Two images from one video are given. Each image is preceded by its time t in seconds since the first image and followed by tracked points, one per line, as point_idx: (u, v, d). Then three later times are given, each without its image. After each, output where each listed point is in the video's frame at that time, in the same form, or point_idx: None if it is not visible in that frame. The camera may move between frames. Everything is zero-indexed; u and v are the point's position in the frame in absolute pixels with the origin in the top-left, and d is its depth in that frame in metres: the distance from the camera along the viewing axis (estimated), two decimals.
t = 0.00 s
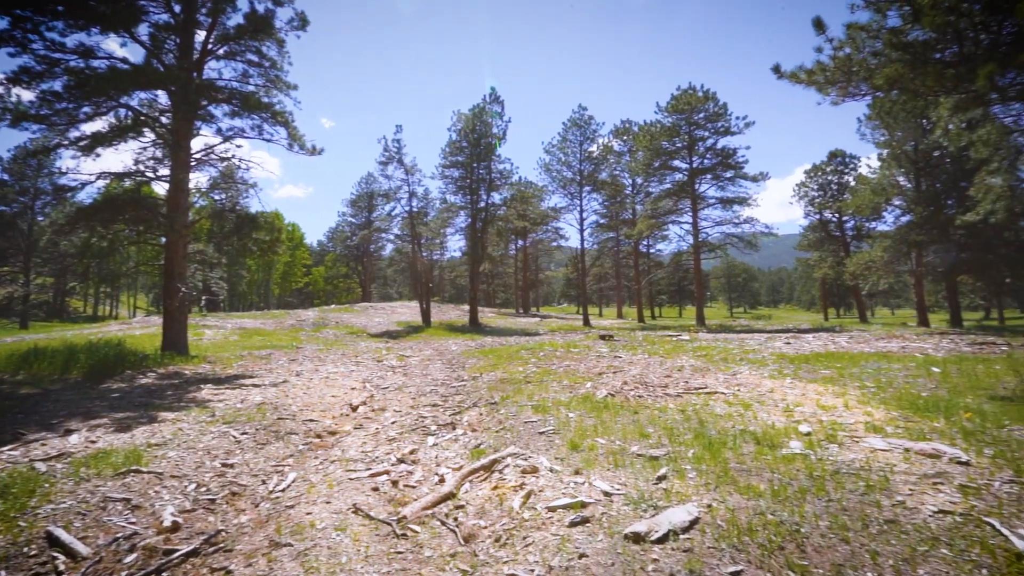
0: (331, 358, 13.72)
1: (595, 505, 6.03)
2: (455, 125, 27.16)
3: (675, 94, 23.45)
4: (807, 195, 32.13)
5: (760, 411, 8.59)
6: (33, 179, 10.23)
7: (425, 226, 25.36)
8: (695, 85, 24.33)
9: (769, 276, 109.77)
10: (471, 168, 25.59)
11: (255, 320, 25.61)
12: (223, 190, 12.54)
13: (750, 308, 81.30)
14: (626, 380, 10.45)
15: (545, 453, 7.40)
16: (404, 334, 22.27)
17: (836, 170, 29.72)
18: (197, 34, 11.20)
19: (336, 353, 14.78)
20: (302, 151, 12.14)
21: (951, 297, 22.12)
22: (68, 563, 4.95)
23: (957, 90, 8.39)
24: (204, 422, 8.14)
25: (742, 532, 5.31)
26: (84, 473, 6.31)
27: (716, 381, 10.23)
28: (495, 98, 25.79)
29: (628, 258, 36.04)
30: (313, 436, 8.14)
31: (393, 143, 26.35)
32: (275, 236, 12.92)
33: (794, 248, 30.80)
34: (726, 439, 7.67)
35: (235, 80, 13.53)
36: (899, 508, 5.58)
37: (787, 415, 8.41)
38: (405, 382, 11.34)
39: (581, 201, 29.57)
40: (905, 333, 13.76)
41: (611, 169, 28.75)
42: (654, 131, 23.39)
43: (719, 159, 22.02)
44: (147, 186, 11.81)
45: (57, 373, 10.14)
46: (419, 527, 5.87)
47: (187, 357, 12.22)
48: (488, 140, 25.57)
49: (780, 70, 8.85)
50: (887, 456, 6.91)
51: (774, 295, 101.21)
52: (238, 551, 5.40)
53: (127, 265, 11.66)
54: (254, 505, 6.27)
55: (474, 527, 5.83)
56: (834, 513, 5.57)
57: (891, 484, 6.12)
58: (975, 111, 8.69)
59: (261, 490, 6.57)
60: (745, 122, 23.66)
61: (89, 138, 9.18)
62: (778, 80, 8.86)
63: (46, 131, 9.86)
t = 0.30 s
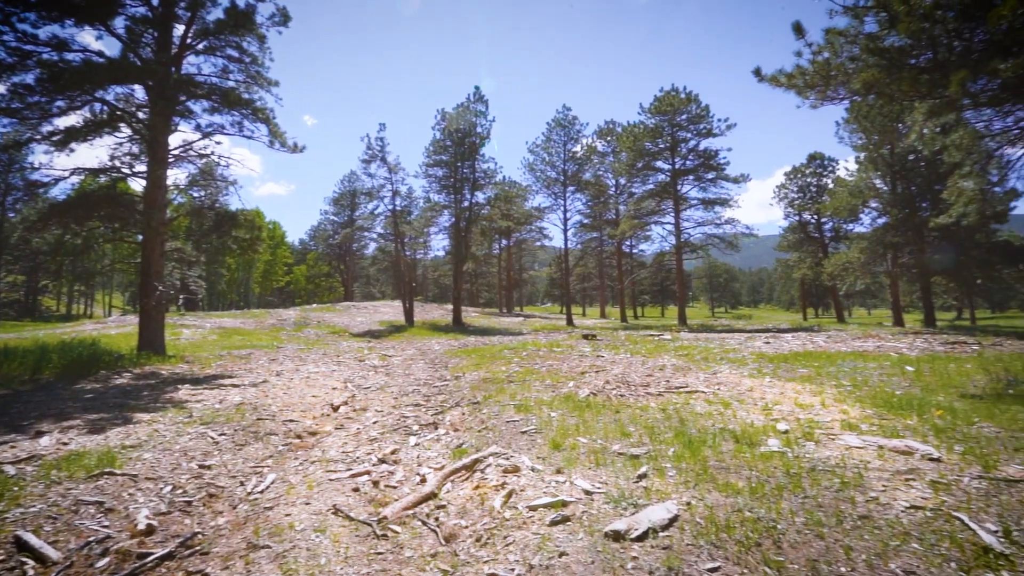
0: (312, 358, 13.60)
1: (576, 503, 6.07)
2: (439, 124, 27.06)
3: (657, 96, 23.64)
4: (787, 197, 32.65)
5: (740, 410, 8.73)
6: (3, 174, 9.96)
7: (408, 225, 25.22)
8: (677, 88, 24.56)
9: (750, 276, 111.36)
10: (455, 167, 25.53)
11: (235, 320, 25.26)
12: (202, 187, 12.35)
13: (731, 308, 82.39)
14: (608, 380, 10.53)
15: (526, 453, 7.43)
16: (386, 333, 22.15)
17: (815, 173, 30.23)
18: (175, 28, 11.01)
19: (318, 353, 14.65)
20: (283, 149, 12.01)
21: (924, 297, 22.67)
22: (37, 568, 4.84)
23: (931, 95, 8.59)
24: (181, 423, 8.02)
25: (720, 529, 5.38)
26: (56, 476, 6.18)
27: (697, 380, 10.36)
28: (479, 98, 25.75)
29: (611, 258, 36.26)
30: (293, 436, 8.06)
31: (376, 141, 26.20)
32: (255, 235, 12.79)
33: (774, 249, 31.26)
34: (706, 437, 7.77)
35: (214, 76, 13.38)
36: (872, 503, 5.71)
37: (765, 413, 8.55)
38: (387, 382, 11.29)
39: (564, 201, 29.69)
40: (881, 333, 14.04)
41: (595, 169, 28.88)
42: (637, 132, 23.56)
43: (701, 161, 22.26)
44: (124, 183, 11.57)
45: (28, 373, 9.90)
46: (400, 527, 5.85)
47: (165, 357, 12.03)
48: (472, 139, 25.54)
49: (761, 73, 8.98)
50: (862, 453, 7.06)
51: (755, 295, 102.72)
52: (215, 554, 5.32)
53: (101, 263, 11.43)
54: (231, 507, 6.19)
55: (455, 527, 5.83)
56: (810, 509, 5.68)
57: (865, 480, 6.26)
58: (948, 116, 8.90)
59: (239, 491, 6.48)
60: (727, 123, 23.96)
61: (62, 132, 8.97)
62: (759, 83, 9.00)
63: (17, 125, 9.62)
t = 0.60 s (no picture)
0: (293, 358, 13.47)
1: (557, 502, 6.10)
2: (422, 123, 26.96)
3: (641, 97, 23.79)
4: (768, 199, 33.10)
5: (720, 408, 8.84)
6: None
7: (392, 224, 25.07)
8: (661, 89, 24.75)
9: (732, 276, 112.79)
10: (438, 166, 25.44)
11: (214, 319, 24.90)
12: (181, 184, 12.16)
13: (713, 307, 83.33)
14: (591, 379, 10.60)
15: (509, 452, 7.45)
16: (368, 333, 22.01)
17: (795, 175, 30.68)
18: (153, 22, 10.80)
19: (299, 353, 14.51)
20: (265, 146, 11.85)
21: (900, 297, 23.18)
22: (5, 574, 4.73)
23: (906, 100, 8.77)
24: (157, 424, 7.89)
25: (699, 527, 5.46)
26: (26, 479, 6.04)
27: (679, 379, 10.48)
28: (464, 96, 25.70)
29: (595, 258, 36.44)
30: (273, 437, 7.98)
31: (359, 140, 26.01)
32: (235, 233, 12.66)
33: (755, 250, 31.69)
34: (686, 436, 7.86)
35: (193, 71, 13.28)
36: (847, 499, 5.84)
37: (745, 412, 8.67)
38: (370, 381, 11.23)
39: (549, 201, 29.78)
40: (858, 333, 14.32)
41: (579, 169, 28.92)
42: (620, 133, 23.68)
43: (684, 162, 22.47)
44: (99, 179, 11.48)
45: None
46: (381, 528, 5.83)
47: (141, 357, 11.83)
48: (456, 138, 25.48)
49: (742, 76, 9.10)
50: (838, 450, 7.20)
51: (736, 295, 104.07)
52: (191, 557, 5.25)
53: (75, 262, 11.19)
54: (209, 509, 6.11)
55: (437, 527, 5.83)
56: (787, 506, 5.78)
57: (841, 477, 6.39)
58: (923, 120, 9.10)
59: (217, 493, 6.40)
60: (709, 125, 24.24)
61: (34, 127, 8.77)
62: (739, 85, 9.12)
63: None
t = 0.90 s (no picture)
0: (275, 358, 13.33)
1: (539, 501, 6.13)
2: (407, 122, 26.83)
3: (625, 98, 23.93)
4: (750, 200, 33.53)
5: (702, 407, 8.95)
6: None
7: (375, 223, 24.91)
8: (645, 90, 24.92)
9: (716, 276, 114.10)
10: (423, 165, 25.33)
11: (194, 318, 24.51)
12: (160, 181, 11.95)
13: (696, 307, 84.20)
14: (575, 378, 10.66)
15: (492, 452, 7.45)
16: (352, 332, 21.87)
17: (777, 176, 31.11)
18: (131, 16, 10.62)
19: (281, 352, 14.35)
20: (246, 143, 11.71)
21: (878, 297, 23.65)
22: None
23: (884, 103, 8.93)
24: (133, 426, 7.76)
25: (679, 524, 5.52)
26: None
27: (661, 378, 10.58)
28: (449, 95, 25.62)
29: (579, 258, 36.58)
30: (253, 438, 7.90)
31: (343, 138, 25.81)
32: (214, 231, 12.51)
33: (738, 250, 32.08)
34: (668, 434, 7.94)
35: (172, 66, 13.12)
36: (824, 496, 5.95)
37: (727, 410, 8.79)
38: (353, 381, 11.16)
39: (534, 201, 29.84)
40: (837, 332, 14.58)
41: (564, 169, 29.00)
42: (605, 133, 23.78)
43: (668, 162, 22.65)
44: (73, 174, 11.27)
45: None
46: (363, 529, 5.79)
47: (118, 357, 11.64)
48: (441, 137, 25.40)
49: (724, 78, 9.20)
50: (816, 448, 7.33)
51: (719, 295, 105.29)
52: (168, 560, 5.17)
53: (49, 259, 10.94)
54: (187, 511, 6.02)
55: (419, 527, 5.81)
56: (765, 503, 5.87)
57: (819, 474, 6.51)
58: (899, 124, 9.28)
59: (195, 495, 6.32)
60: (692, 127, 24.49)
61: (5, 121, 8.58)
62: (721, 87, 9.22)
63: None
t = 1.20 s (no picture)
0: (257, 358, 13.20)
1: (522, 501, 6.14)
2: (392, 120, 26.65)
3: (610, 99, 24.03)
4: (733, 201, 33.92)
5: (684, 406, 9.05)
6: None
7: (359, 222, 24.73)
8: (630, 91, 25.06)
9: (700, 276, 115.26)
10: (408, 164, 25.20)
11: (174, 318, 24.10)
12: (138, 177, 11.74)
13: (680, 307, 85.00)
14: (559, 377, 10.72)
15: (475, 451, 7.46)
16: (335, 332, 21.70)
17: (759, 177, 31.51)
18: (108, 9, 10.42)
19: (263, 353, 14.19)
20: (228, 140, 11.55)
21: (857, 297, 24.07)
22: None
23: (863, 107, 9.08)
24: (109, 428, 7.62)
25: (661, 522, 5.57)
26: None
27: (645, 377, 10.67)
28: (434, 94, 25.48)
29: (564, 258, 36.67)
30: (233, 439, 7.80)
31: (326, 136, 25.57)
32: (195, 229, 12.33)
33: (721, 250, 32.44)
34: (651, 433, 8.01)
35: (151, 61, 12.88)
36: (803, 493, 6.05)
37: (709, 409, 8.89)
38: (336, 381, 11.08)
39: (519, 201, 29.86)
40: (817, 331, 14.84)
41: (549, 169, 29.05)
42: (590, 133, 23.86)
43: (652, 163, 22.81)
44: (49, 171, 11.04)
45: None
46: (344, 530, 5.76)
47: (95, 358, 11.43)
48: (426, 136, 25.28)
49: (707, 80, 9.29)
50: (795, 446, 7.44)
51: (702, 295, 106.42)
52: (144, 564, 5.10)
53: (22, 258, 10.72)
54: (164, 514, 5.93)
55: (401, 528, 5.80)
56: (746, 500, 5.96)
57: (798, 471, 6.61)
58: (878, 127, 9.45)
59: (173, 497, 6.22)
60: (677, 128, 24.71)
61: None
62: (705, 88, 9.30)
63: None
